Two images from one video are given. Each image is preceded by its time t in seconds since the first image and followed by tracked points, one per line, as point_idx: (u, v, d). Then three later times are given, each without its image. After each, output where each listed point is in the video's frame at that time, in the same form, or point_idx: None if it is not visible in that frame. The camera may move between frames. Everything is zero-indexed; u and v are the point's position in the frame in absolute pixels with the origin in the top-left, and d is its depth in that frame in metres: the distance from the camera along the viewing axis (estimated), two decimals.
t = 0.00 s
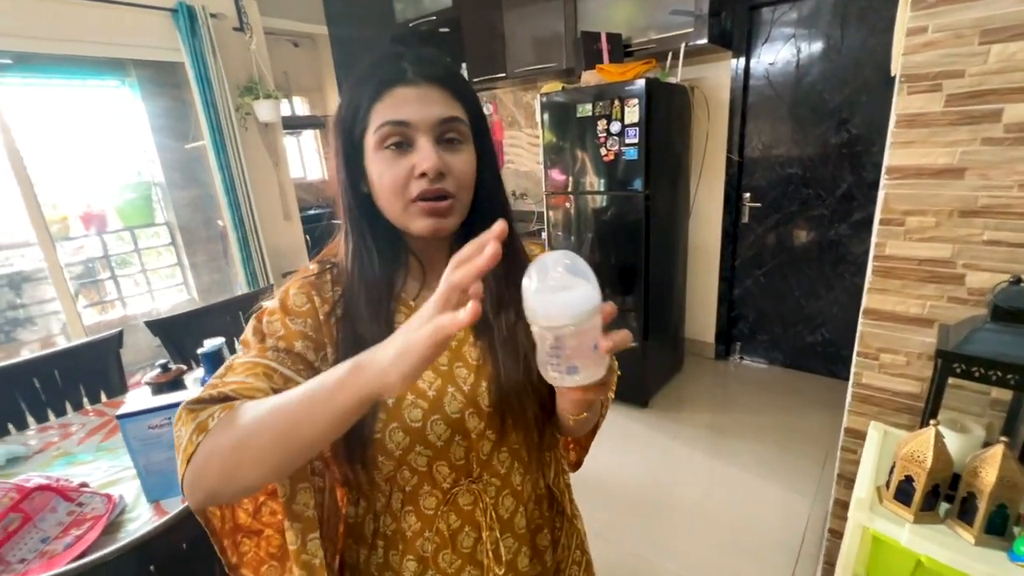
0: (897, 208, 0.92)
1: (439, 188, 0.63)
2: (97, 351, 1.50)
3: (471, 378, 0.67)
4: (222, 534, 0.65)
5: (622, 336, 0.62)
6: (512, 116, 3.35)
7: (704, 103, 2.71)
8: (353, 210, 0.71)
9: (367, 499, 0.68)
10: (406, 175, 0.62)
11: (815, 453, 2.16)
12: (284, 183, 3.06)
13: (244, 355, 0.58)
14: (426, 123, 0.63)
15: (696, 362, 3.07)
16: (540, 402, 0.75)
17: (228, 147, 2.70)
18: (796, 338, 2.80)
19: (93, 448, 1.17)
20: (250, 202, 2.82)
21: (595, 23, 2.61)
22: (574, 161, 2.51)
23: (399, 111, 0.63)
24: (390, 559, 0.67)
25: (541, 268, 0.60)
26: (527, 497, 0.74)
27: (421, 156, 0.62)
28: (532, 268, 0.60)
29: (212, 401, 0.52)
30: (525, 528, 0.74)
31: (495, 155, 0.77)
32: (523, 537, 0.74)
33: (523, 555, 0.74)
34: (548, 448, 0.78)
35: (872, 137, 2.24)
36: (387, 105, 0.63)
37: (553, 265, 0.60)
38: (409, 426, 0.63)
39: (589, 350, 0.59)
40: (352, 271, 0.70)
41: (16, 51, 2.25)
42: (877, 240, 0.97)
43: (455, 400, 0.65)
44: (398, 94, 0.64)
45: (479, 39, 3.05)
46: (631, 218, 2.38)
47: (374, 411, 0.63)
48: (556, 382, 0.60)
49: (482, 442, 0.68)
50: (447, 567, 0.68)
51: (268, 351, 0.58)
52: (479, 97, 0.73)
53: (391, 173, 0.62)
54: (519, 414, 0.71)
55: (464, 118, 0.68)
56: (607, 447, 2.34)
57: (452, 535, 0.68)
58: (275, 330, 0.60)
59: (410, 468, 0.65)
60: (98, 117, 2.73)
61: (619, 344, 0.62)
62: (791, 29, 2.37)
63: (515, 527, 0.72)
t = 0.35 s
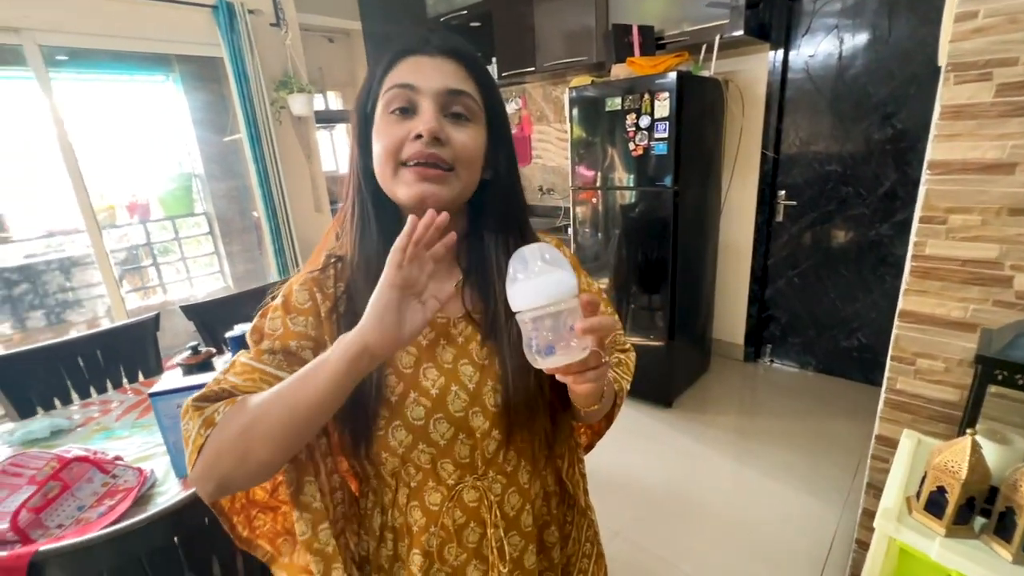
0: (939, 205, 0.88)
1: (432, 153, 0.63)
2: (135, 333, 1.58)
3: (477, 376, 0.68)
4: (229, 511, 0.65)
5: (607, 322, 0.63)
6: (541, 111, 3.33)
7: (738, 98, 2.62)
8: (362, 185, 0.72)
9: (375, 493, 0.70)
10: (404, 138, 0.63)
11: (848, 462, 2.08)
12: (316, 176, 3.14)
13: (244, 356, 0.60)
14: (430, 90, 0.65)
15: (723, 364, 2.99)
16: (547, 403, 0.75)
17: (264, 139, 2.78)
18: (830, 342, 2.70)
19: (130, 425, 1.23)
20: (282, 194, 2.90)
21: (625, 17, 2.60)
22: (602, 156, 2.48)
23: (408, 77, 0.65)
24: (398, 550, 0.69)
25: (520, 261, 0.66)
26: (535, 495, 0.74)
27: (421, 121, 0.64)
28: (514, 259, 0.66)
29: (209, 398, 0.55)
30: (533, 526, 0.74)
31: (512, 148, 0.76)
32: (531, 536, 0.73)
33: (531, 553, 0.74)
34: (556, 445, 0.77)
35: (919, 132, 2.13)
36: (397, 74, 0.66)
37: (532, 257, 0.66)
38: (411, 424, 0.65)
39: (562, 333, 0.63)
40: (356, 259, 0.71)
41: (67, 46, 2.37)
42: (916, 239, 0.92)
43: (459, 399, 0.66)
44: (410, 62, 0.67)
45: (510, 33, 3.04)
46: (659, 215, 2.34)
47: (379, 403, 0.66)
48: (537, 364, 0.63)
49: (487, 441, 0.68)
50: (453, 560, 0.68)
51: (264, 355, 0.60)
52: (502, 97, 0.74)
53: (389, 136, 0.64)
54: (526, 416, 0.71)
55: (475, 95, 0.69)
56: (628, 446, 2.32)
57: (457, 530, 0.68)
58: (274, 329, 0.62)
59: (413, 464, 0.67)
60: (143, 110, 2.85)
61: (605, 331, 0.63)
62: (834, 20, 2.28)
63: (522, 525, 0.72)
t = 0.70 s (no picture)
0: (988, 199, 0.83)
1: (458, 148, 0.64)
2: (172, 316, 1.65)
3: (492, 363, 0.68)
4: (266, 481, 0.67)
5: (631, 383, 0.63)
6: (570, 105, 3.30)
7: (775, 91, 2.54)
8: (388, 177, 0.74)
9: (390, 471, 0.72)
10: (427, 135, 0.64)
11: (881, 470, 2.00)
12: (347, 169, 3.20)
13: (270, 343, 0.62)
14: (453, 83, 0.65)
15: (752, 365, 2.92)
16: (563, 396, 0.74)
17: (297, 132, 2.85)
18: (866, 346, 2.59)
19: (166, 402, 1.28)
20: (314, 185, 2.96)
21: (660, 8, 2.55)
22: (631, 150, 2.43)
23: (428, 69, 0.65)
24: (409, 529, 0.71)
25: (555, 306, 0.66)
26: (547, 487, 0.73)
27: (443, 116, 0.64)
28: (550, 304, 0.66)
29: (241, 395, 0.57)
30: (543, 519, 0.73)
31: (538, 136, 0.75)
32: (540, 527, 0.73)
33: (540, 544, 0.73)
34: (571, 438, 0.77)
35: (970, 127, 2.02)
36: (419, 65, 0.66)
37: (569, 303, 0.66)
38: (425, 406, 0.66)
39: (588, 391, 0.62)
40: (379, 246, 0.72)
41: (116, 42, 2.50)
42: (963, 235, 0.88)
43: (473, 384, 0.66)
44: (431, 50, 0.67)
45: (541, 26, 3.03)
46: (689, 211, 2.29)
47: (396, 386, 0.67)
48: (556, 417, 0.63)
49: (498, 428, 0.68)
50: (461, 544, 0.69)
51: (292, 334, 0.61)
52: (532, 89, 0.73)
53: (414, 132, 0.65)
54: (540, 406, 0.71)
55: (499, 84, 0.68)
56: (650, 445, 2.28)
57: (466, 514, 0.68)
58: (299, 307, 0.63)
59: (425, 445, 0.68)
60: (186, 104, 2.95)
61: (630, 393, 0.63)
62: (879, 9, 2.18)
63: (531, 515, 0.71)
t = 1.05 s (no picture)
0: None
1: (500, 167, 0.64)
2: (206, 306, 1.70)
3: (525, 356, 0.69)
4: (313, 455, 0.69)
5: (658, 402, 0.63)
6: (595, 102, 3.28)
7: (808, 87, 2.48)
8: (417, 186, 0.74)
9: (420, 460, 0.73)
10: (467, 156, 0.64)
11: (914, 478, 1.94)
12: (373, 165, 3.24)
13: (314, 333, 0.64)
14: (484, 101, 0.64)
15: (779, 368, 2.86)
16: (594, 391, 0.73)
17: (325, 128, 2.91)
18: (900, 351, 2.51)
19: (200, 389, 1.33)
20: (341, 180, 3.01)
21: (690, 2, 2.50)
22: (658, 148, 2.40)
23: (452, 93, 0.64)
24: (438, 516, 0.72)
25: (580, 319, 0.64)
26: (575, 485, 0.73)
27: (480, 136, 0.63)
28: (575, 316, 0.64)
29: (285, 390, 0.61)
30: (570, 516, 0.73)
31: (566, 130, 0.75)
32: (566, 524, 0.73)
33: (565, 541, 0.73)
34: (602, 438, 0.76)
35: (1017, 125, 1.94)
36: (444, 89, 0.64)
37: (595, 316, 0.63)
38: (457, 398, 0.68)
39: (612, 405, 0.62)
40: (412, 258, 0.71)
41: (153, 39, 2.57)
42: (1012, 235, 0.85)
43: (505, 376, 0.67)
44: (457, 71, 0.64)
45: (568, 22, 3.01)
46: (717, 210, 2.25)
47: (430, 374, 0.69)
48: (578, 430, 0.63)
49: (528, 421, 0.68)
50: (487, 534, 0.70)
51: (333, 326, 0.64)
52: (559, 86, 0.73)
53: (453, 152, 0.64)
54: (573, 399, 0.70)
55: (528, 89, 0.67)
56: (673, 446, 2.26)
57: (493, 505, 0.69)
58: (339, 298, 0.66)
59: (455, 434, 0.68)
60: (217, 100, 3.02)
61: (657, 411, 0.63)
62: (921, 1, 2.10)
63: (558, 512, 0.71)
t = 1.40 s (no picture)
0: None
1: (502, 147, 0.64)
2: (222, 301, 1.73)
3: (534, 355, 0.68)
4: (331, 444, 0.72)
5: (659, 405, 0.61)
6: (609, 101, 3.27)
7: (825, 86, 2.45)
8: (428, 176, 0.76)
9: (434, 455, 0.74)
10: (468, 137, 0.64)
11: (931, 483, 1.91)
12: (386, 164, 3.26)
13: (339, 342, 0.66)
14: (488, 81, 0.64)
15: (792, 370, 2.83)
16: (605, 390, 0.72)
17: (339, 126, 2.93)
18: (917, 353, 2.47)
19: (217, 382, 1.35)
20: (354, 178, 3.04)
21: None
22: (671, 147, 2.39)
23: (460, 70, 0.64)
24: (450, 510, 0.72)
25: (581, 317, 0.64)
26: (587, 484, 0.73)
27: (482, 117, 0.64)
28: (576, 315, 0.65)
29: (317, 398, 0.64)
30: (582, 514, 0.73)
31: (577, 124, 0.75)
32: (578, 523, 0.73)
33: (577, 539, 0.74)
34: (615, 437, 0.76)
35: None
36: (452, 67, 0.65)
37: (596, 315, 0.64)
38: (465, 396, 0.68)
39: (612, 405, 0.62)
40: (423, 248, 0.73)
41: (172, 38, 2.61)
42: None
43: (513, 376, 0.67)
44: (463, 50, 0.65)
45: (581, 21, 3.00)
46: (730, 209, 2.23)
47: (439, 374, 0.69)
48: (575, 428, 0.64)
49: (539, 421, 0.68)
50: (499, 531, 0.70)
51: (348, 327, 0.67)
52: (572, 78, 0.73)
53: (455, 136, 0.66)
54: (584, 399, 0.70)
55: (535, 71, 0.67)
56: (684, 446, 2.25)
57: (504, 503, 0.69)
58: (352, 300, 0.68)
59: (466, 432, 0.69)
60: (234, 98, 3.06)
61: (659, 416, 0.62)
62: None
63: (570, 510, 0.71)
